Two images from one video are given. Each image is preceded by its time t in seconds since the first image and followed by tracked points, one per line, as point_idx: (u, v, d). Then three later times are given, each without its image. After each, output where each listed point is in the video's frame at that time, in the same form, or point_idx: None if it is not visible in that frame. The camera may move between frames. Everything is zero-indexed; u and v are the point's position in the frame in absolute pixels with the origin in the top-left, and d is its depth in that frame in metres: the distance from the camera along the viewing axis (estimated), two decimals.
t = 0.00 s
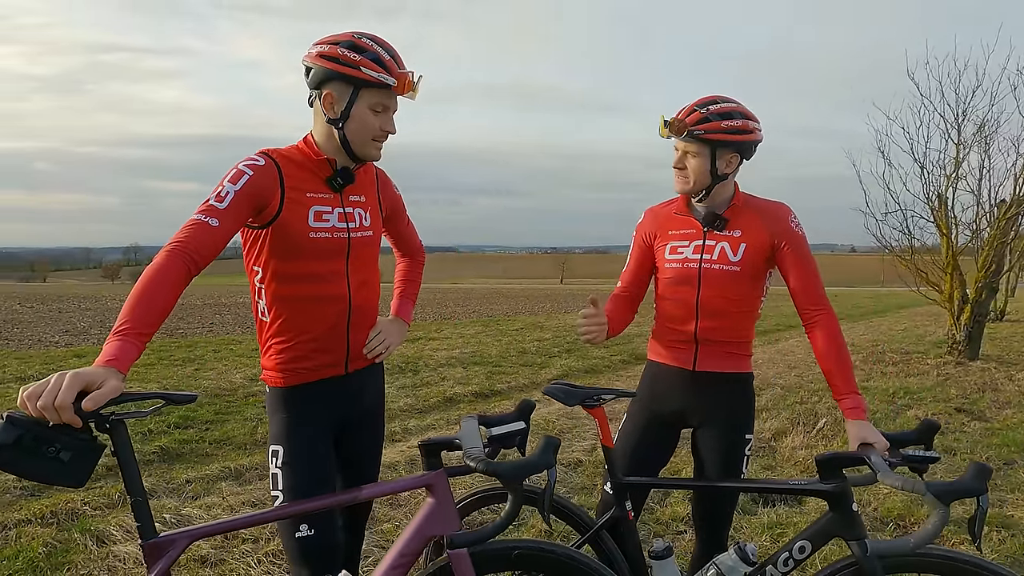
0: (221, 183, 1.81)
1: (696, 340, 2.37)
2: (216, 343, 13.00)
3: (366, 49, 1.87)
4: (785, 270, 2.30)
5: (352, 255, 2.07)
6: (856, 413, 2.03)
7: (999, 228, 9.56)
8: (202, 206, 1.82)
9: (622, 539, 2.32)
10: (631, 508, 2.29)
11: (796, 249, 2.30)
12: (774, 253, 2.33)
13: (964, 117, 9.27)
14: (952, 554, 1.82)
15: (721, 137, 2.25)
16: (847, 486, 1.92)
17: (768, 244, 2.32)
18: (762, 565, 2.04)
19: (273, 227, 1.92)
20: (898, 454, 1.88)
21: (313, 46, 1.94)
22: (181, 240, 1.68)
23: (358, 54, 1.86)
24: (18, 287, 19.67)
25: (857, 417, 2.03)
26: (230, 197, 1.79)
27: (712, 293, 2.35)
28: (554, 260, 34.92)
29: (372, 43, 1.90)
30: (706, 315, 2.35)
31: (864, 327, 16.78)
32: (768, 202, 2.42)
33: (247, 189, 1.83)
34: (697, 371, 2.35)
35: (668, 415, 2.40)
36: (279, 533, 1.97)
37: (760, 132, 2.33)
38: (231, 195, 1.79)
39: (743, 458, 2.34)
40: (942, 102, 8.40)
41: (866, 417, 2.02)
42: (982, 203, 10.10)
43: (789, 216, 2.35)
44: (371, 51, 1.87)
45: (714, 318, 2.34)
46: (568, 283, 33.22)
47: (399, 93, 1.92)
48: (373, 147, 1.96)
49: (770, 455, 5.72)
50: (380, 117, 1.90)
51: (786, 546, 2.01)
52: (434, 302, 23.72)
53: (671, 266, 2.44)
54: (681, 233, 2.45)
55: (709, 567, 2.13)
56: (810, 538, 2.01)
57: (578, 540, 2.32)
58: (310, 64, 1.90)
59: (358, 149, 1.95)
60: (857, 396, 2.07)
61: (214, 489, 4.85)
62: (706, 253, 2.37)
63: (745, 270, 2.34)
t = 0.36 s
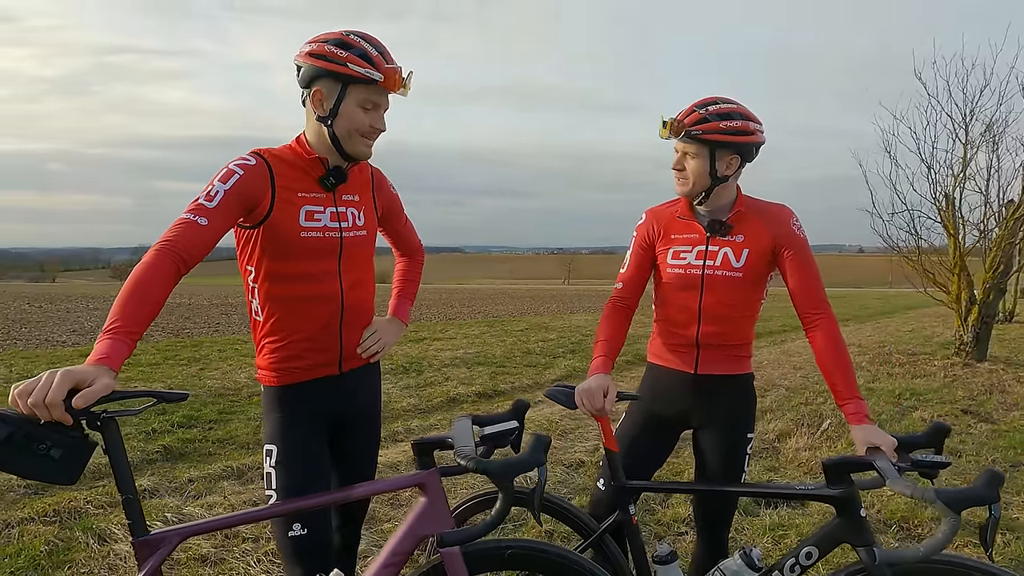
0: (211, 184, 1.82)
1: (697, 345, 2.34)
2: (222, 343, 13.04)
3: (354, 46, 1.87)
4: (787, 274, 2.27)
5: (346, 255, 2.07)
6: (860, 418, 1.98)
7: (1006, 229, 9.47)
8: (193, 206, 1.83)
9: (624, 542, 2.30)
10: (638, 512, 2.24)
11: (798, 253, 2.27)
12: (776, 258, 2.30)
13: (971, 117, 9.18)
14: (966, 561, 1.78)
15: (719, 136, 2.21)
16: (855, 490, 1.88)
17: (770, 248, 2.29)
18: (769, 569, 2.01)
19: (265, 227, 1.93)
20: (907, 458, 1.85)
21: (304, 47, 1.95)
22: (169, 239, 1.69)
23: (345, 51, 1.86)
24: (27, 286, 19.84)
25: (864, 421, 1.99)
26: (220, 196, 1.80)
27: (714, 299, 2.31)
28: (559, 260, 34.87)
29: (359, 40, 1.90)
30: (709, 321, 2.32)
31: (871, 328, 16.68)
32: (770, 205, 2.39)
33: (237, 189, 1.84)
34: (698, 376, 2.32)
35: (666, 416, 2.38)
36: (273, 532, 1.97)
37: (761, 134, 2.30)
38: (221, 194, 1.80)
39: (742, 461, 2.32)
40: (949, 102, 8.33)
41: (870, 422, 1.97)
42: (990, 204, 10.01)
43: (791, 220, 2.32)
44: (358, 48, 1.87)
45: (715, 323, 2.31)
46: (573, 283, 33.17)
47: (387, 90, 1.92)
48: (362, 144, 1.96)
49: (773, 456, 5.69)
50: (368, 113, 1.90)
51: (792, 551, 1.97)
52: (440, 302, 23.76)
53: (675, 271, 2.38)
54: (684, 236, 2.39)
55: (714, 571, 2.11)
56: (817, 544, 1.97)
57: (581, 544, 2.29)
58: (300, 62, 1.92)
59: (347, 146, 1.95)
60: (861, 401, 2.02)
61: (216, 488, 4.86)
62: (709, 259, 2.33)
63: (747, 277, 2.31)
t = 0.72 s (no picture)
0: (208, 185, 1.83)
1: (697, 344, 2.31)
2: (228, 343, 13.09)
3: (320, 36, 1.93)
4: (789, 275, 2.25)
5: (343, 255, 2.07)
6: (863, 419, 1.95)
7: (1016, 229, 9.39)
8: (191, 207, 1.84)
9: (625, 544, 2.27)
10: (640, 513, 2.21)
11: (800, 256, 2.26)
12: (777, 259, 2.29)
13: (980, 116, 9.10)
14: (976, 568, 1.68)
15: (723, 133, 2.19)
16: (860, 493, 1.81)
17: (771, 249, 2.27)
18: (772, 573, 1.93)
19: (262, 227, 1.94)
20: (914, 462, 1.81)
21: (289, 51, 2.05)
22: (167, 240, 1.70)
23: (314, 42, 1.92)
24: (36, 286, 19.97)
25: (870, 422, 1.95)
26: (217, 197, 1.80)
27: (714, 298, 2.29)
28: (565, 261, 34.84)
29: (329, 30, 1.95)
30: (709, 320, 2.30)
31: (879, 329, 16.57)
32: (772, 206, 2.37)
33: (234, 190, 1.84)
34: (697, 376, 2.30)
35: (667, 417, 2.36)
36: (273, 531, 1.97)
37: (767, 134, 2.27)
38: (217, 195, 1.81)
39: (742, 464, 2.31)
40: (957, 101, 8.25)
41: (875, 424, 1.93)
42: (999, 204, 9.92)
43: (793, 222, 2.30)
44: (325, 37, 1.92)
45: (715, 323, 2.29)
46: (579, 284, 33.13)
47: (357, 70, 1.92)
48: (344, 132, 1.97)
49: (778, 457, 5.66)
50: (341, 97, 1.92)
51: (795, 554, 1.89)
52: (446, 302, 23.78)
53: (674, 269, 2.36)
54: (684, 234, 2.37)
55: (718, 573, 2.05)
56: (822, 548, 1.88)
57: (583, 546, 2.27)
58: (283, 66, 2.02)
59: (330, 135, 1.97)
60: (865, 402, 2.00)
61: (220, 488, 4.88)
62: (709, 257, 2.30)
63: (748, 276, 2.28)
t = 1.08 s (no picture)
0: (207, 186, 1.84)
1: (694, 345, 2.31)
2: (234, 343, 13.16)
3: (317, 36, 1.95)
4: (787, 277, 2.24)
5: (342, 256, 2.08)
6: (862, 422, 1.94)
7: None
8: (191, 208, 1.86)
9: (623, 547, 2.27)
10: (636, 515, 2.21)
11: (798, 258, 2.25)
12: (775, 260, 2.28)
13: (988, 116, 9.02)
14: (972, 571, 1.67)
15: (722, 132, 2.18)
16: (857, 496, 1.80)
17: (770, 250, 2.27)
18: None
19: (260, 228, 1.95)
20: (911, 464, 1.80)
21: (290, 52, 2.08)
22: (167, 241, 1.71)
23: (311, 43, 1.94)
24: (45, 286, 20.13)
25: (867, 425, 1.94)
26: (216, 199, 1.82)
27: (711, 298, 2.29)
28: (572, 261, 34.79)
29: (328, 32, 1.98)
30: (706, 320, 2.29)
31: (887, 330, 16.44)
32: (769, 207, 2.37)
33: (233, 192, 1.86)
34: (695, 377, 2.30)
35: (665, 420, 2.35)
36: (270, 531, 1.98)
37: (763, 133, 2.27)
38: (217, 197, 1.82)
39: (741, 467, 2.30)
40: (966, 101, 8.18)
41: (872, 426, 1.93)
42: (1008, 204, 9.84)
43: (791, 224, 2.30)
44: (323, 37, 1.94)
45: (712, 323, 2.29)
46: (586, 284, 33.08)
47: (353, 69, 1.93)
48: (340, 131, 1.98)
49: (783, 459, 5.63)
50: (336, 97, 1.93)
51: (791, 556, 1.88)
52: (452, 302, 23.81)
53: (670, 268, 2.35)
54: (680, 233, 2.37)
55: None
56: (817, 550, 1.88)
57: (580, 548, 2.26)
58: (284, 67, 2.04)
59: (326, 134, 1.98)
60: (863, 404, 1.99)
61: (224, 487, 4.91)
62: (706, 256, 2.30)
63: (745, 276, 2.28)
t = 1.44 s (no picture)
0: (209, 186, 1.86)
1: (692, 342, 2.30)
2: (241, 342, 13.24)
3: (319, 39, 1.97)
4: (785, 277, 2.24)
5: (341, 256, 2.09)
6: (861, 423, 1.93)
7: None
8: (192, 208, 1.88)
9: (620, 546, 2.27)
10: (634, 514, 2.21)
11: (796, 256, 2.25)
12: (774, 258, 2.28)
13: (996, 115, 8.96)
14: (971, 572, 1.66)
15: (719, 126, 2.19)
16: (854, 498, 1.79)
17: (768, 249, 2.26)
18: None
19: (261, 227, 1.97)
20: (909, 466, 1.79)
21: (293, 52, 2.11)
22: (168, 241, 1.73)
23: (313, 45, 1.96)
24: (57, 286, 20.34)
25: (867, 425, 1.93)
26: (217, 199, 1.84)
27: (709, 294, 2.29)
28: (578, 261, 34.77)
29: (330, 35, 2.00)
30: (704, 318, 2.29)
31: (895, 331, 16.35)
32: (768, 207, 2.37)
33: (234, 192, 1.87)
34: (692, 375, 2.30)
35: (663, 420, 2.35)
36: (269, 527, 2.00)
37: (761, 123, 2.27)
38: (218, 197, 1.84)
39: (738, 467, 2.30)
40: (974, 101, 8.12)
41: (871, 426, 1.93)
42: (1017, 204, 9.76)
43: (789, 222, 2.30)
44: (325, 40, 1.96)
45: (710, 320, 2.29)
46: (592, 284, 33.05)
47: (353, 71, 1.94)
48: (339, 134, 1.99)
49: (786, 460, 5.62)
50: (336, 100, 1.94)
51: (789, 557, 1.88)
52: (458, 302, 23.85)
53: (669, 264, 2.36)
54: (679, 231, 2.37)
55: None
56: (816, 551, 1.88)
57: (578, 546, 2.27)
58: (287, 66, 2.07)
59: (326, 136, 1.99)
60: (862, 405, 1.98)
61: (229, 485, 4.95)
62: (704, 251, 2.30)
63: (744, 274, 2.27)
